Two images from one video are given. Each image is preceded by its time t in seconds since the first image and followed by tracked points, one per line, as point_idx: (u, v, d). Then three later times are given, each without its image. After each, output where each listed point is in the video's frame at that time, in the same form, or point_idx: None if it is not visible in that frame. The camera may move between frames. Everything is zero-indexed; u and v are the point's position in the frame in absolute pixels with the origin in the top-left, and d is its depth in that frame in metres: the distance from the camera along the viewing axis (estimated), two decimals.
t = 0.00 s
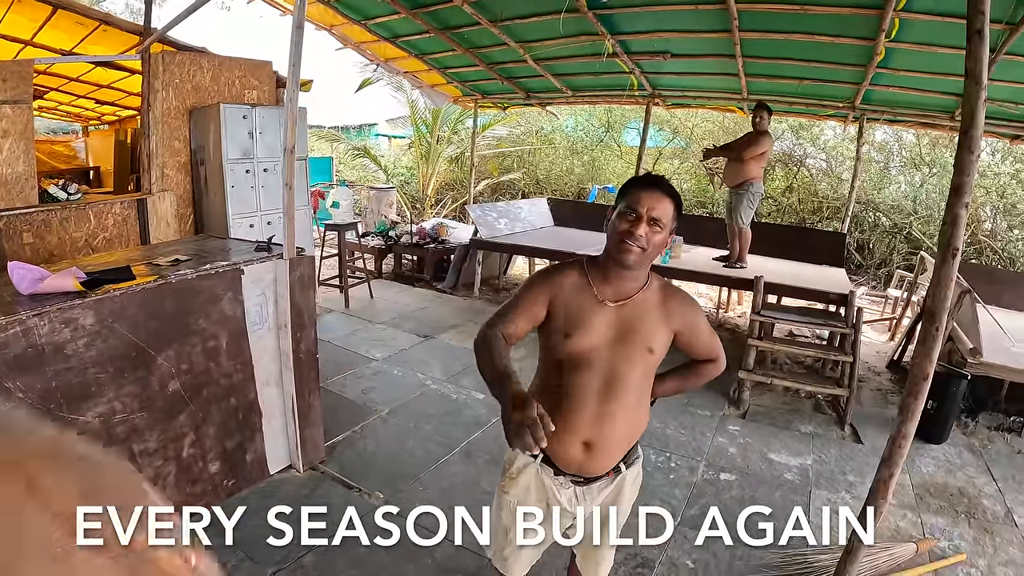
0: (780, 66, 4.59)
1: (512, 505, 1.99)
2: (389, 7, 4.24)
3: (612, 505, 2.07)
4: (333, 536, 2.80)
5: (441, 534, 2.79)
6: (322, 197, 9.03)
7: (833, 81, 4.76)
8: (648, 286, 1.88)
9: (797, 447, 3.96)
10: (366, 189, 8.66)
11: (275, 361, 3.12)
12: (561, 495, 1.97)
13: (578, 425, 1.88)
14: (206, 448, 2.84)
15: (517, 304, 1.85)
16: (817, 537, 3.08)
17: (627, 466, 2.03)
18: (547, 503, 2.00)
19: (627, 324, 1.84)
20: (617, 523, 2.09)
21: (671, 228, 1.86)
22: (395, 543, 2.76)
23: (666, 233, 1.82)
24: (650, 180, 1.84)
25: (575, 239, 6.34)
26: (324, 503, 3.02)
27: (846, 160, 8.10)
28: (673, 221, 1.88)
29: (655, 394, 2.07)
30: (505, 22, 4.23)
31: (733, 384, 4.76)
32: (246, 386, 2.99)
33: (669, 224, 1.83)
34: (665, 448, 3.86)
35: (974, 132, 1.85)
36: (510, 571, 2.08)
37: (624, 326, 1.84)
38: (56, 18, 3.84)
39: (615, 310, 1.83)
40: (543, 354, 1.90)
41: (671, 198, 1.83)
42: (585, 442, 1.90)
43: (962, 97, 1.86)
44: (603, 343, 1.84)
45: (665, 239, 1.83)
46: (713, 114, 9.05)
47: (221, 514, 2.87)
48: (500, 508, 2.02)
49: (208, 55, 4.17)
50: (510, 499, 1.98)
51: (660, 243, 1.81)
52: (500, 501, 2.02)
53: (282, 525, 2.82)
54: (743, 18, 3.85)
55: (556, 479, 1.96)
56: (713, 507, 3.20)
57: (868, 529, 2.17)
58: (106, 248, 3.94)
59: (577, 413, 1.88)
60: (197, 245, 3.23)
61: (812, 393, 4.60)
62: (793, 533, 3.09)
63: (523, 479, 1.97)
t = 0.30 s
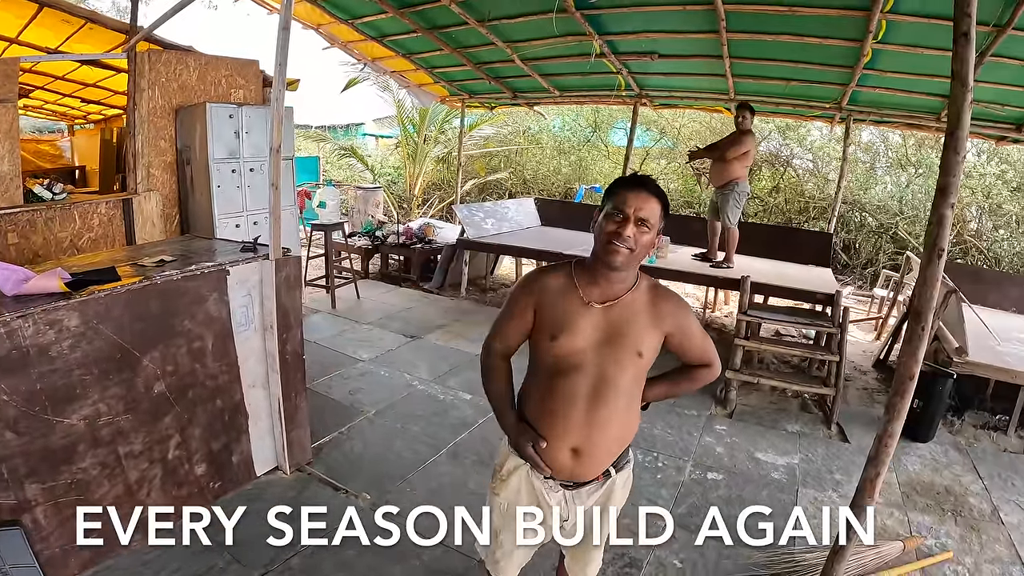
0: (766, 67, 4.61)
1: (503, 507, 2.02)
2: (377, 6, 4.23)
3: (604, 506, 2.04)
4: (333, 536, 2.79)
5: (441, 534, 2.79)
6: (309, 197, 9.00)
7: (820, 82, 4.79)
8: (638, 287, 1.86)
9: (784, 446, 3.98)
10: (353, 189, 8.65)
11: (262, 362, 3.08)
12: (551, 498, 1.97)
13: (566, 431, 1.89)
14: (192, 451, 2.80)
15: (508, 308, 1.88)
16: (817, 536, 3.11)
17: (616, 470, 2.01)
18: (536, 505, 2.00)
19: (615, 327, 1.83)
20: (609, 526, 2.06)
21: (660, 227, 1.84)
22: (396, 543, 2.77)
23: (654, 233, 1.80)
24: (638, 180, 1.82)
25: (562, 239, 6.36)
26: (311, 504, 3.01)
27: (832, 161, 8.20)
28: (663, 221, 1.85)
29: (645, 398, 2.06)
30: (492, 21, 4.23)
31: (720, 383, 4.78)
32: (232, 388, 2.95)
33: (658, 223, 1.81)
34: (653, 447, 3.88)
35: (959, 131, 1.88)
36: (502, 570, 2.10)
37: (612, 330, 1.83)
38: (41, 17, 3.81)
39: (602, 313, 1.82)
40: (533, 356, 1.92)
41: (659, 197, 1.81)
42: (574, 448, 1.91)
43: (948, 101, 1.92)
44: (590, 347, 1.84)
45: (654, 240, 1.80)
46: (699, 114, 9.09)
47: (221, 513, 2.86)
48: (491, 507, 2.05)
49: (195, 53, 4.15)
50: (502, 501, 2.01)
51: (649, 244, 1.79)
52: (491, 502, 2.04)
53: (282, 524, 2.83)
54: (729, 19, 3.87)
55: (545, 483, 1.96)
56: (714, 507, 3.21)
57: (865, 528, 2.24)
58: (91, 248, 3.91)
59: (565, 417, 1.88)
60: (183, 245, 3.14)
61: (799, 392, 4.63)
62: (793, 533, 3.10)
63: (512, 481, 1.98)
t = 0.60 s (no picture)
0: (755, 65, 4.63)
1: (498, 504, 2.03)
2: (366, 3, 4.23)
3: (599, 505, 2.06)
4: (333, 536, 2.73)
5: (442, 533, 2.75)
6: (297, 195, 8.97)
7: (809, 81, 4.82)
8: (633, 285, 1.88)
9: (774, 443, 4.01)
10: (341, 187, 8.65)
11: (252, 362, 2.99)
12: (545, 496, 1.98)
13: (559, 426, 1.89)
14: (183, 451, 2.71)
15: (503, 304, 1.90)
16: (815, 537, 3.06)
17: (611, 470, 2.02)
18: (531, 503, 2.02)
19: (610, 324, 1.84)
20: (604, 524, 2.08)
21: (653, 223, 1.87)
22: (395, 543, 2.73)
23: (648, 229, 1.83)
24: (631, 177, 1.87)
25: (551, 237, 6.38)
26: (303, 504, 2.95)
27: (820, 159, 8.33)
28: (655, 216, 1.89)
29: (643, 398, 2.03)
30: (481, 19, 4.24)
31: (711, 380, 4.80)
32: (222, 388, 2.85)
33: (651, 218, 1.85)
34: (644, 445, 3.89)
35: (948, 132, 1.90)
36: (496, 568, 2.10)
37: (608, 326, 1.84)
38: (28, 12, 3.76)
39: (598, 307, 1.83)
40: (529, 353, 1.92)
41: (651, 193, 1.85)
42: (566, 444, 1.90)
43: (938, 101, 1.93)
44: (586, 341, 1.85)
45: (648, 234, 1.83)
46: (687, 113, 9.13)
47: (221, 513, 2.78)
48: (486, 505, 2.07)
49: (183, 50, 4.11)
50: (496, 499, 2.02)
51: (643, 238, 1.82)
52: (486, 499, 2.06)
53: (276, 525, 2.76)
54: (719, 18, 3.88)
55: (540, 481, 1.97)
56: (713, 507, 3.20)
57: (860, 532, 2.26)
58: (79, 247, 3.83)
59: (559, 414, 1.88)
60: (171, 244, 3.04)
61: (789, 389, 4.67)
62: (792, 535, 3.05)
63: (507, 478, 2.00)
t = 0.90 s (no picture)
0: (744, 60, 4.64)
1: (492, 502, 2.02)
2: None
3: (593, 501, 2.06)
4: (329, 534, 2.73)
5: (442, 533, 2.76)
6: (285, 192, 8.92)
7: (798, 76, 4.83)
8: (627, 278, 1.89)
9: (764, 436, 4.03)
10: (329, 182, 8.64)
11: (240, 359, 2.98)
12: (540, 493, 1.98)
13: (557, 420, 1.88)
14: (172, 449, 2.69)
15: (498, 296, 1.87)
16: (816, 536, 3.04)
17: (605, 464, 2.02)
18: (525, 501, 2.02)
19: (607, 317, 1.84)
20: (597, 520, 2.10)
21: (641, 215, 1.89)
22: (395, 543, 2.71)
23: (636, 222, 1.84)
24: (619, 171, 1.88)
25: (540, 232, 6.39)
26: (291, 501, 2.94)
27: (809, 155, 8.42)
28: (643, 208, 1.91)
29: (634, 390, 2.09)
30: (470, 14, 4.23)
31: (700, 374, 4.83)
32: (211, 385, 2.84)
33: (639, 210, 1.86)
34: (634, 439, 3.90)
35: (938, 126, 1.95)
36: (490, 565, 2.10)
37: (604, 319, 1.84)
38: (13, 8, 3.71)
39: (593, 300, 1.83)
40: (524, 347, 1.91)
41: (639, 185, 1.87)
42: (564, 438, 1.89)
43: (927, 95, 2.00)
44: (582, 334, 1.84)
45: (637, 226, 1.85)
46: (676, 108, 9.16)
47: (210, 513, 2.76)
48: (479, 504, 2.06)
49: (169, 45, 4.11)
50: (490, 497, 2.01)
51: (632, 230, 1.83)
52: (479, 498, 2.05)
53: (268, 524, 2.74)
54: (708, 12, 3.89)
55: (535, 477, 1.97)
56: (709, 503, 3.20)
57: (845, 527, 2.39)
58: (66, 245, 3.79)
59: (556, 408, 1.87)
60: (158, 241, 3.00)
61: (777, 382, 4.70)
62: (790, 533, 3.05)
63: (501, 476, 2.00)
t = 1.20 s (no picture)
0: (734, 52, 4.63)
1: (484, 500, 2.01)
2: None
3: (586, 499, 2.05)
4: (319, 533, 2.71)
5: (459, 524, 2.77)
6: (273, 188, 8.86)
7: (787, 68, 4.83)
8: (621, 270, 1.88)
9: (756, 429, 4.03)
10: (317, 178, 8.61)
11: (227, 356, 2.96)
12: (534, 491, 1.97)
13: (551, 415, 1.87)
14: (158, 448, 2.67)
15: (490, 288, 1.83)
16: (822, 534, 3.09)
17: (600, 461, 2.01)
18: (518, 499, 2.01)
19: (601, 309, 1.82)
20: (590, 517, 2.09)
21: (634, 204, 1.87)
22: (386, 540, 2.70)
23: (629, 211, 1.83)
24: (609, 160, 1.86)
25: (528, 226, 6.39)
26: (280, 499, 2.93)
27: (797, 147, 8.47)
28: (636, 197, 1.88)
29: (631, 383, 2.08)
30: (458, 7, 4.21)
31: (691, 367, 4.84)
32: (197, 382, 2.82)
33: (631, 200, 1.84)
34: (626, 433, 3.90)
35: (930, 115, 1.99)
36: (483, 564, 2.09)
37: (598, 311, 1.82)
38: None
39: (586, 293, 1.82)
40: (517, 341, 1.88)
41: (630, 174, 1.85)
42: (559, 434, 1.88)
43: (920, 83, 2.02)
44: (576, 327, 1.82)
45: (629, 216, 1.83)
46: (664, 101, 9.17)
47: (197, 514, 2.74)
48: (471, 502, 2.04)
49: (154, 40, 4.07)
50: (482, 495, 2.00)
51: (624, 220, 1.81)
52: (471, 495, 2.04)
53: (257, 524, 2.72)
54: (698, 4, 3.88)
55: (528, 475, 1.95)
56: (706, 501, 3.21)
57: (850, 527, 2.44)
58: (51, 243, 3.75)
59: (550, 402, 1.86)
60: (144, 237, 2.97)
61: (769, 375, 4.71)
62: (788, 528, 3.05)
63: (494, 474, 1.98)
